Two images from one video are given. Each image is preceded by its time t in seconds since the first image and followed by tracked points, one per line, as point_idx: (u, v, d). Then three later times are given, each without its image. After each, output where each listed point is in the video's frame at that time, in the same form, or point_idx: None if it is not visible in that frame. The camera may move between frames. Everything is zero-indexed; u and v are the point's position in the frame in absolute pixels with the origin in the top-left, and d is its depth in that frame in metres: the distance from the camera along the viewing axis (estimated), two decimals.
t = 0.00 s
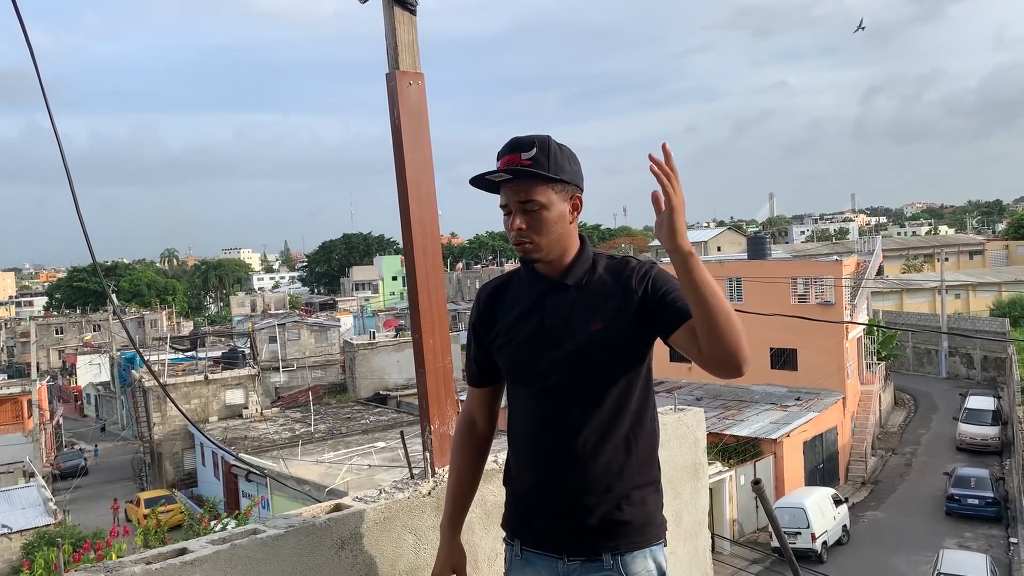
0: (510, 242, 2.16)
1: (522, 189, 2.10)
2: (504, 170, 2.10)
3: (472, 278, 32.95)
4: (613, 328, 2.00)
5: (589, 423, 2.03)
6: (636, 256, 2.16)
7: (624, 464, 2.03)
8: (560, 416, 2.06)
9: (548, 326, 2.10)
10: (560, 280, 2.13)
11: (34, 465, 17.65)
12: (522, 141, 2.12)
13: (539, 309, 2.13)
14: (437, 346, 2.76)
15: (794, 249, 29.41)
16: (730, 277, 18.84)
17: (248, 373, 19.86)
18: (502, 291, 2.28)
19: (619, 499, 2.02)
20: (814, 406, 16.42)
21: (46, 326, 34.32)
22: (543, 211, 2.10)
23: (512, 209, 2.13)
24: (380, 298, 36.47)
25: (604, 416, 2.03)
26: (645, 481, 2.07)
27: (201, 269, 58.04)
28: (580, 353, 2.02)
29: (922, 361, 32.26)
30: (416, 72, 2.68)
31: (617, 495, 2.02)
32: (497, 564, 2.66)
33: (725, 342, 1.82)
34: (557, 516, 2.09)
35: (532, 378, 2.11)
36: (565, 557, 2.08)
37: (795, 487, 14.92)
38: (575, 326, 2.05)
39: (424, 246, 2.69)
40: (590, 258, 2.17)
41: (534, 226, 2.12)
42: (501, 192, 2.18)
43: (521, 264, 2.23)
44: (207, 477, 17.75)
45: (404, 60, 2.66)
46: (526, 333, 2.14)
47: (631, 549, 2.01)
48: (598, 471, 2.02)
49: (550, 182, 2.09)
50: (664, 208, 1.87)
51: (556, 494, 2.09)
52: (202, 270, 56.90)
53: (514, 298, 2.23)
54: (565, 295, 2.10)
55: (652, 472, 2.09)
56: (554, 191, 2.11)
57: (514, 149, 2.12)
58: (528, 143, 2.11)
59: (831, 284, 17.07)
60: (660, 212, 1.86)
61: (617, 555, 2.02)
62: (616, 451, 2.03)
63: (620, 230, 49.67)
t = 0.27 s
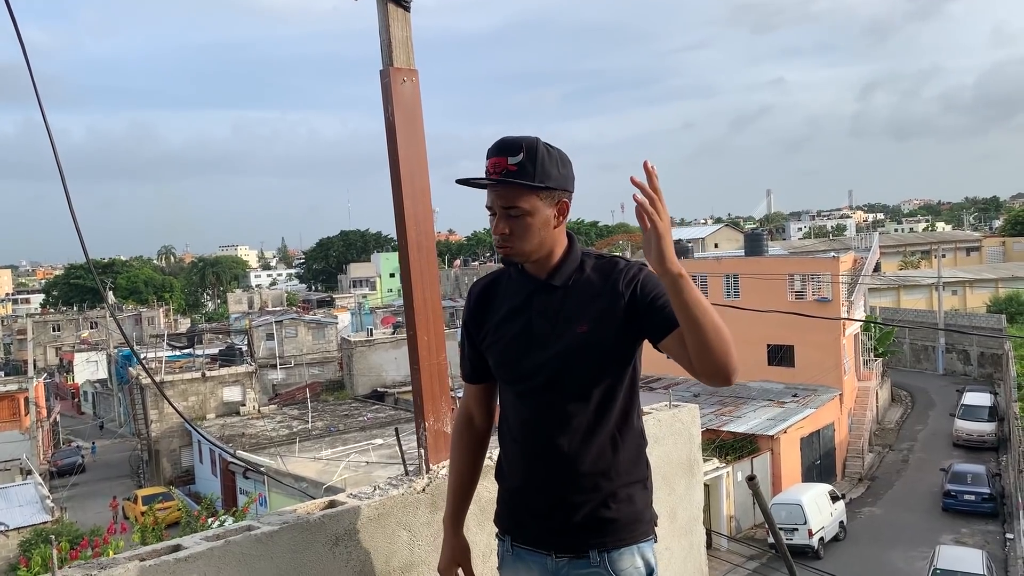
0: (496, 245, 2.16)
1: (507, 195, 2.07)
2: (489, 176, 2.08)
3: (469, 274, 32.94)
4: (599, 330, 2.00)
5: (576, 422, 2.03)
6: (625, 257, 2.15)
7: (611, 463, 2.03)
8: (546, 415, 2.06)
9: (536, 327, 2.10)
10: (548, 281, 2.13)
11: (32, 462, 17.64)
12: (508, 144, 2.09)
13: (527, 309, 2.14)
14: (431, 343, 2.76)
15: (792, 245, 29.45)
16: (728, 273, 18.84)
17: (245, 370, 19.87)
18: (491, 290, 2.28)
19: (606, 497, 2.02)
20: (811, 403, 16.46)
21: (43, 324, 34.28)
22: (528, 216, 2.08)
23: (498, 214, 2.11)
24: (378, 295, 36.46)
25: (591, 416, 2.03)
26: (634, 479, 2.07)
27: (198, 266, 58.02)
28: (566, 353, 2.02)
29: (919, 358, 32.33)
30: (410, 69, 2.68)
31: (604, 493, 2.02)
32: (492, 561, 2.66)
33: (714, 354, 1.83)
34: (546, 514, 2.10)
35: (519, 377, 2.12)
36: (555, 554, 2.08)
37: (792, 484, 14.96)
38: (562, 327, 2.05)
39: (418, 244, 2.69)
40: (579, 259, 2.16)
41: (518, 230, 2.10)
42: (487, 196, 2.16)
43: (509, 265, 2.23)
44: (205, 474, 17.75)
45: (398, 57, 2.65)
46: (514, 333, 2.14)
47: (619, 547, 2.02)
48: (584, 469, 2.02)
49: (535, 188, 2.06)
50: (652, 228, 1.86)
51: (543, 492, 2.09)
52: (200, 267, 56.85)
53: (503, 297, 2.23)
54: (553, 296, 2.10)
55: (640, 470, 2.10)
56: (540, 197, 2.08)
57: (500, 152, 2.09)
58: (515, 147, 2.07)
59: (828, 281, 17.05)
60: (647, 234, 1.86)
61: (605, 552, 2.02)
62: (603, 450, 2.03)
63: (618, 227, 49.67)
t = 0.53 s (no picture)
0: (494, 239, 2.16)
1: (505, 191, 2.08)
2: (486, 174, 2.08)
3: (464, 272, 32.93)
4: (591, 325, 2.01)
5: (567, 416, 2.04)
6: (619, 252, 2.15)
7: (601, 458, 2.03)
8: (538, 409, 2.07)
9: (528, 321, 2.10)
10: (541, 275, 2.13)
11: (25, 460, 17.59)
12: (505, 142, 2.09)
13: (520, 302, 2.14)
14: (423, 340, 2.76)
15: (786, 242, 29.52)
16: (722, 269, 18.75)
17: (240, 367, 19.85)
18: (485, 283, 2.28)
19: (597, 493, 2.02)
20: (806, 399, 16.52)
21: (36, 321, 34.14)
22: (528, 211, 2.10)
23: (496, 211, 2.12)
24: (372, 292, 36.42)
25: (582, 411, 2.03)
26: (625, 476, 2.07)
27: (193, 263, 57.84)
28: (558, 347, 2.03)
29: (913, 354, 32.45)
30: (402, 66, 2.68)
31: (594, 489, 2.03)
32: (485, 558, 2.67)
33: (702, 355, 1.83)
34: (536, 509, 2.10)
35: (511, 370, 2.12)
36: (545, 550, 2.09)
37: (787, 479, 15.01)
38: (553, 321, 2.06)
39: (410, 241, 2.69)
40: (574, 253, 2.16)
41: (517, 225, 2.12)
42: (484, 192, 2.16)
43: (504, 259, 2.23)
44: (200, 471, 17.72)
45: (390, 54, 2.65)
46: (506, 327, 2.15)
47: (609, 543, 2.02)
48: (574, 464, 2.03)
49: (534, 183, 2.08)
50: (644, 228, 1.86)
51: (534, 487, 2.10)
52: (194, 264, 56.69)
53: (496, 291, 2.24)
54: (546, 289, 2.10)
55: (632, 466, 2.10)
56: (539, 191, 2.10)
57: (497, 149, 2.09)
58: (511, 144, 2.08)
59: (823, 277, 17.20)
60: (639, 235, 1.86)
61: (595, 548, 2.03)
62: (594, 445, 2.03)
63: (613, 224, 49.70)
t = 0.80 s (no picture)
0: (498, 227, 2.16)
1: (511, 177, 2.10)
2: (492, 158, 2.09)
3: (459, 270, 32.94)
4: (588, 320, 2.01)
5: (565, 411, 2.04)
6: (613, 248, 2.18)
7: (598, 454, 2.04)
8: (535, 403, 2.07)
9: (524, 314, 2.10)
10: (537, 265, 2.14)
11: (18, 460, 17.52)
12: (510, 133, 2.11)
13: (515, 295, 2.13)
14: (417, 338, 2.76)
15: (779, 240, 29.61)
16: (716, 267, 18.84)
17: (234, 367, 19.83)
18: (480, 277, 2.28)
19: (594, 490, 2.03)
20: (799, 396, 16.58)
21: (28, 321, 34.00)
22: (535, 199, 2.12)
23: (502, 199, 2.13)
24: (366, 291, 36.38)
25: (580, 407, 2.04)
26: (621, 471, 2.08)
27: (185, 263, 57.69)
28: (555, 341, 2.03)
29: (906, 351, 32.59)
30: (394, 65, 2.68)
31: (592, 485, 2.03)
32: (479, 558, 2.68)
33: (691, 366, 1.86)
34: (533, 505, 2.10)
35: (507, 365, 2.12)
36: (542, 547, 2.10)
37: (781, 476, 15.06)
38: (550, 314, 2.06)
39: (402, 240, 2.69)
40: (570, 247, 2.18)
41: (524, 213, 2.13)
42: (487, 179, 2.16)
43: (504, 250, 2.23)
44: (194, 471, 17.68)
45: (381, 52, 2.65)
46: (501, 321, 2.15)
47: (606, 539, 2.03)
48: (571, 461, 2.04)
49: (540, 169, 2.12)
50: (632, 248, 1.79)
51: (531, 483, 2.10)
52: (187, 264, 56.57)
53: (491, 285, 2.23)
54: (543, 282, 2.10)
55: (627, 462, 2.11)
56: (543, 179, 2.14)
57: (503, 141, 2.10)
58: (514, 135, 2.10)
59: (815, 275, 17.23)
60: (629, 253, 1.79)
61: (593, 545, 2.04)
62: (592, 439, 2.04)
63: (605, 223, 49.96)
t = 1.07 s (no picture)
0: (508, 220, 2.13)
1: (518, 167, 2.12)
2: (502, 148, 2.10)
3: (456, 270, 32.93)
4: (588, 320, 2.02)
5: (563, 410, 2.04)
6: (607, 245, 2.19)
7: (597, 453, 2.05)
8: (532, 402, 2.07)
9: (522, 314, 2.09)
10: (535, 262, 2.14)
11: (14, 460, 17.50)
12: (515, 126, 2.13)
13: (512, 292, 2.13)
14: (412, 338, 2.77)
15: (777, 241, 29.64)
16: (712, 268, 18.93)
17: (230, 366, 19.81)
18: (476, 276, 2.27)
19: (593, 488, 2.04)
20: (796, 397, 16.61)
21: (24, 320, 33.92)
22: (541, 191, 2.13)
23: (510, 186, 2.12)
24: (363, 291, 36.36)
25: (579, 407, 2.04)
26: (619, 469, 2.09)
27: (182, 263, 57.58)
28: (554, 343, 2.03)
29: (902, 352, 32.65)
30: (388, 65, 2.68)
31: (592, 482, 2.04)
32: (473, 557, 2.68)
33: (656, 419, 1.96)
34: (531, 503, 2.11)
35: (506, 364, 2.11)
36: (540, 546, 2.10)
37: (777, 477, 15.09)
38: (549, 313, 2.05)
39: (397, 240, 2.69)
40: (565, 244, 2.18)
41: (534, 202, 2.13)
42: (494, 171, 2.15)
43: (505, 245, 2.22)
44: (190, 471, 17.66)
45: (375, 52, 2.65)
46: (499, 321, 2.14)
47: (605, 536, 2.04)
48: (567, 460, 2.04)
49: (544, 162, 2.16)
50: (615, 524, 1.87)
51: (528, 480, 2.11)
52: (184, 264, 56.46)
53: (487, 284, 2.22)
54: (540, 279, 2.09)
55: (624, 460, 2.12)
56: (546, 172, 2.16)
57: (510, 133, 2.11)
58: (518, 129, 2.11)
59: (812, 275, 17.25)
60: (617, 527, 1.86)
61: (591, 542, 2.05)
62: (591, 438, 2.05)
63: (602, 223, 49.94)
